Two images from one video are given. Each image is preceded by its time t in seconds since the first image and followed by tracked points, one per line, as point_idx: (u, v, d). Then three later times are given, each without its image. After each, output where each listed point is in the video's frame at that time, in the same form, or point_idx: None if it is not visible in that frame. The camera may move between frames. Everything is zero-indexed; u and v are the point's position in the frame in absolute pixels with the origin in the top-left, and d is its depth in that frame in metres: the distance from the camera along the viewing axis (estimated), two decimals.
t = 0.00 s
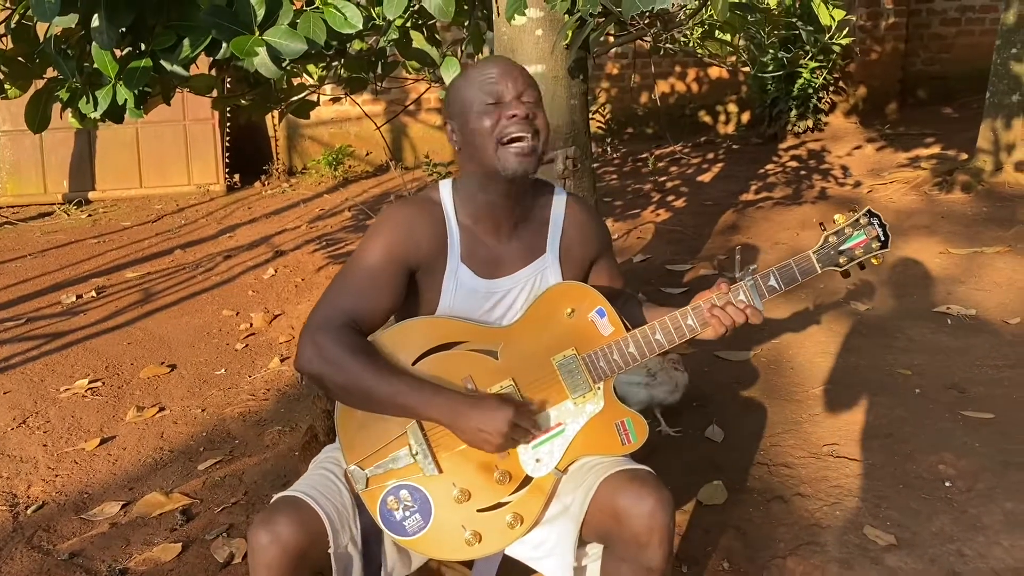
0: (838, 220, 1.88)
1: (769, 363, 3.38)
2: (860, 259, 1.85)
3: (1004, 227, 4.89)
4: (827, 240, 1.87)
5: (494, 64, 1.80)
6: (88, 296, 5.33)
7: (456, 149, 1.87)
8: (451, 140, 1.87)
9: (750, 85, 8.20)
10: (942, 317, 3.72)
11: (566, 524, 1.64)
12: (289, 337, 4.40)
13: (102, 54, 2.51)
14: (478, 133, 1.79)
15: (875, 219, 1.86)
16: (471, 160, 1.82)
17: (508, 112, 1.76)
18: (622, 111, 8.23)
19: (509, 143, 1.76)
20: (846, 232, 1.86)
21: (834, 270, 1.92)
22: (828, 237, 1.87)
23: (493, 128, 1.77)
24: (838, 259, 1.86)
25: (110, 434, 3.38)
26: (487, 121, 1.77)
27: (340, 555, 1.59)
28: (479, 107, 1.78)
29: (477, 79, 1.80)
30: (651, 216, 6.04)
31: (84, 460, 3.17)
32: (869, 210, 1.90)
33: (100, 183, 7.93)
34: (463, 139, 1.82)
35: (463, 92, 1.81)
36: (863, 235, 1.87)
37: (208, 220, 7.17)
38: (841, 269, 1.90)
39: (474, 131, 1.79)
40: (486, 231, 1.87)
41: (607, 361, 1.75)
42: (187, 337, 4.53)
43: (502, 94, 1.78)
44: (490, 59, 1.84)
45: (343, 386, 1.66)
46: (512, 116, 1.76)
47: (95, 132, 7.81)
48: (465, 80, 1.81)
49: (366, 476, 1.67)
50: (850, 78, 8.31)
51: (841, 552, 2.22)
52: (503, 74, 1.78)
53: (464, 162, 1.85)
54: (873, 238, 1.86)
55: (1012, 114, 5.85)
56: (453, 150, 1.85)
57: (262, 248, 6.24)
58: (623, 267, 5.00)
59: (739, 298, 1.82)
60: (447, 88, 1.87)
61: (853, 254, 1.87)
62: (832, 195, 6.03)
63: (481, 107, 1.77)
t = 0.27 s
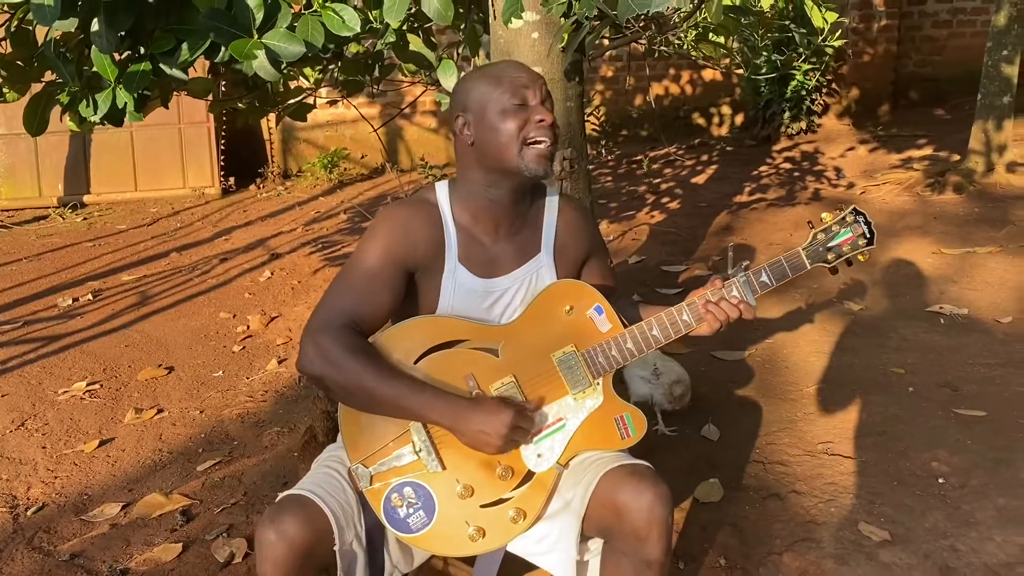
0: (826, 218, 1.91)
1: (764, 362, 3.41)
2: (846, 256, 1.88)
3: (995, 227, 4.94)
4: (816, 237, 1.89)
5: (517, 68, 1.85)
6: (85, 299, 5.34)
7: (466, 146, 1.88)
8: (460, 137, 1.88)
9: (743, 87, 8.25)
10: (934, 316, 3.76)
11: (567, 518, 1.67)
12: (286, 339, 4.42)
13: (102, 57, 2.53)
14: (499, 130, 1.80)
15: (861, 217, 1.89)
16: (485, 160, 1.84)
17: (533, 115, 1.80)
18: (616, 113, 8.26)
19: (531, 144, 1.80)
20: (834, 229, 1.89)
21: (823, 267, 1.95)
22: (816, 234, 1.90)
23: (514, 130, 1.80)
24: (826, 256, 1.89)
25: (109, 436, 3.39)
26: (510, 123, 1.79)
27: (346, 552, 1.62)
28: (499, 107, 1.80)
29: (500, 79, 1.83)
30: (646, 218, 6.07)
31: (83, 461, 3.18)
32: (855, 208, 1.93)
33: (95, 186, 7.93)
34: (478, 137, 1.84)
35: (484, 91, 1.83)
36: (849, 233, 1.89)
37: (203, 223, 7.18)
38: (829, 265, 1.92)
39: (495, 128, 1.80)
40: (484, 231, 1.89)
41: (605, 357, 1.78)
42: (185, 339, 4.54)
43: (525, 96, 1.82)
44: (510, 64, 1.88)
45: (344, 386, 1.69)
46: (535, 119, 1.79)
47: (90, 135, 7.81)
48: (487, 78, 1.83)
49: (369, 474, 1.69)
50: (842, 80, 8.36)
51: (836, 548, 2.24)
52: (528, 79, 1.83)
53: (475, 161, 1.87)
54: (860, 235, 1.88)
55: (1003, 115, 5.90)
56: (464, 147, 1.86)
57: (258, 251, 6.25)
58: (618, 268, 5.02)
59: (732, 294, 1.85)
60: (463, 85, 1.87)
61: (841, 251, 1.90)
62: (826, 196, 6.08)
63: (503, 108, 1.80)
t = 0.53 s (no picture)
0: (827, 222, 1.96)
1: (760, 363, 3.46)
2: (848, 260, 1.93)
3: (987, 229, 4.99)
4: (817, 241, 1.94)
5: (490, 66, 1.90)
6: (83, 302, 5.35)
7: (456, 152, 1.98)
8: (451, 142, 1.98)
9: (737, 90, 8.31)
10: (927, 317, 3.81)
11: (569, 515, 1.70)
12: (285, 341, 4.44)
13: (106, 62, 2.55)
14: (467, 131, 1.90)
15: (862, 222, 1.94)
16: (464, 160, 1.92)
17: (493, 112, 1.86)
18: (610, 116, 8.31)
19: (491, 141, 1.86)
20: (835, 234, 1.94)
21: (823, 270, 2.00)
22: (817, 238, 1.95)
23: (473, 129, 1.87)
24: (827, 259, 1.94)
25: (111, 438, 3.42)
26: (469, 124, 1.87)
27: (353, 547, 1.65)
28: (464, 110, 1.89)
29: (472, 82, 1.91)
30: (641, 220, 6.12)
31: (86, 463, 3.21)
32: (856, 214, 1.98)
33: (92, 190, 7.94)
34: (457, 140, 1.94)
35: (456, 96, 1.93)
36: (850, 237, 1.94)
37: (200, 226, 7.20)
38: (830, 269, 1.97)
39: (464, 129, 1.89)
40: (487, 231, 1.93)
41: (607, 357, 1.82)
42: (184, 342, 4.57)
43: (489, 96, 1.89)
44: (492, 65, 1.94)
45: (353, 381, 1.72)
46: (492, 117, 1.85)
47: (86, 139, 7.82)
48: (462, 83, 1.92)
49: (376, 469, 1.72)
50: (835, 83, 8.42)
51: (833, 544, 2.28)
52: (494, 77, 1.88)
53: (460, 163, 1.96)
54: (861, 239, 1.94)
55: (994, 118, 5.97)
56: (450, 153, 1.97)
57: (255, 254, 6.28)
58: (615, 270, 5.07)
59: (733, 296, 1.89)
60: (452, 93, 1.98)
61: (842, 255, 1.95)
62: (819, 199, 6.13)
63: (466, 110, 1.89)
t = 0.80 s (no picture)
0: (823, 223, 2.01)
1: (756, 362, 3.50)
2: (843, 260, 1.98)
3: (978, 230, 5.06)
4: (813, 242, 1.99)
5: (490, 77, 1.97)
6: (81, 304, 5.37)
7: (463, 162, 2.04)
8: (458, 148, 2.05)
9: (730, 93, 8.37)
10: (920, 316, 3.86)
11: (575, 509, 1.73)
12: (283, 342, 4.47)
13: (111, 66, 2.56)
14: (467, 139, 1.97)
15: (857, 222, 1.98)
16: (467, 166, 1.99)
17: (493, 121, 1.93)
18: (605, 119, 8.36)
19: (488, 148, 1.92)
20: (830, 234, 1.99)
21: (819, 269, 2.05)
22: (813, 238, 2.00)
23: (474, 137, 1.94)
24: (823, 259, 1.99)
25: (113, 438, 3.44)
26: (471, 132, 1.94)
27: (364, 541, 1.68)
28: (468, 120, 1.96)
29: (474, 92, 1.99)
30: (636, 222, 6.17)
31: (89, 463, 3.23)
32: (851, 214, 2.03)
33: (87, 192, 7.95)
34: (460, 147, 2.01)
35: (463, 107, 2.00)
36: (845, 237, 1.99)
37: (196, 228, 7.21)
38: (825, 268, 2.02)
39: (464, 137, 1.97)
40: (492, 233, 1.97)
41: (611, 354, 1.86)
42: (183, 343, 4.59)
43: (491, 105, 1.96)
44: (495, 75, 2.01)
45: (365, 379, 1.76)
46: (493, 125, 1.92)
47: (81, 141, 7.82)
48: (465, 93, 2.00)
49: (386, 464, 1.76)
50: (827, 85, 8.49)
51: (829, 538, 2.33)
52: (494, 87, 1.95)
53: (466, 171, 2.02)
54: (856, 240, 1.98)
55: (984, 120, 6.04)
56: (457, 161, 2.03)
57: (252, 256, 6.30)
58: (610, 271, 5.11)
59: (733, 294, 1.93)
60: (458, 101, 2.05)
61: (838, 255, 2.00)
62: (812, 200, 6.19)
63: (470, 119, 1.96)
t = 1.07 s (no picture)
0: (820, 219, 2.07)
1: (752, 359, 3.56)
2: (839, 255, 2.04)
3: (969, 229, 5.13)
4: (810, 237, 2.05)
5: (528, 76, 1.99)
6: (81, 304, 5.39)
7: (478, 147, 2.01)
8: (473, 138, 2.02)
9: (724, 94, 8.45)
10: (912, 314, 3.93)
11: (580, 497, 1.78)
12: (284, 341, 4.51)
13: (120, 68, 2.64)
14: (508, 132, 1.96)
15: (852, 219, 2.04)
16: (494, 159, 1.99)
17: (541, 120, 1.95)
18: (600, 120, 8.42)
19: (538, 146, 1.95)
20: (827, 230, 2.05)
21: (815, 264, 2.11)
22: (810, 234, 2.06)
23: (526, 133, 1.94)
24: (820, 254, 2.05)
25: (117, 435, 3.48)
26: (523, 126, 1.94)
27: (376, 529, 1.73)
28: (513, 112, 1.95)
29: (513, 86, 1.98)
30: (632, 222, 6.22)
31: (95, 460, 3.27)
32: (847, 211, 2.09)
33: (84, 193, 7.96)
34: (488, 138, 1.98)
35: (502, 95, 1.96)
36: (841, 234, 2.05)
37: (193, 228, 7.24)
38: (822, 263, 2.08)
39: (505, 130, 1.95)
40: (500, 230, 2.02)
41: (616, 347, 1.91)
42: (184, 342, 4.63)
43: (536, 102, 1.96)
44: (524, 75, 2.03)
45: (378, 372, 1.82)
46: (545, 125, 1.95)
47: (78, 142, 7.84)
48: (502, 86, 1.98)
49: (397, 454, 1.81)
50: (820, 87, 8.57)
51: (825, 529, 2.39)
52: (537, 88, 1.98)
53: (487, 160, 2.01)
54: (851, 236, 2.04)
55: (975, 121, 6.12)
56: (475, 146, 1.99)
57: (250, 256, 6.33)
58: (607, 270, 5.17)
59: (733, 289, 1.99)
60: (479, 91, 2.01)
61: (833, 250, 2.06)
62: (805, 200, 6.26)
63: (516, 112, 1.94)
